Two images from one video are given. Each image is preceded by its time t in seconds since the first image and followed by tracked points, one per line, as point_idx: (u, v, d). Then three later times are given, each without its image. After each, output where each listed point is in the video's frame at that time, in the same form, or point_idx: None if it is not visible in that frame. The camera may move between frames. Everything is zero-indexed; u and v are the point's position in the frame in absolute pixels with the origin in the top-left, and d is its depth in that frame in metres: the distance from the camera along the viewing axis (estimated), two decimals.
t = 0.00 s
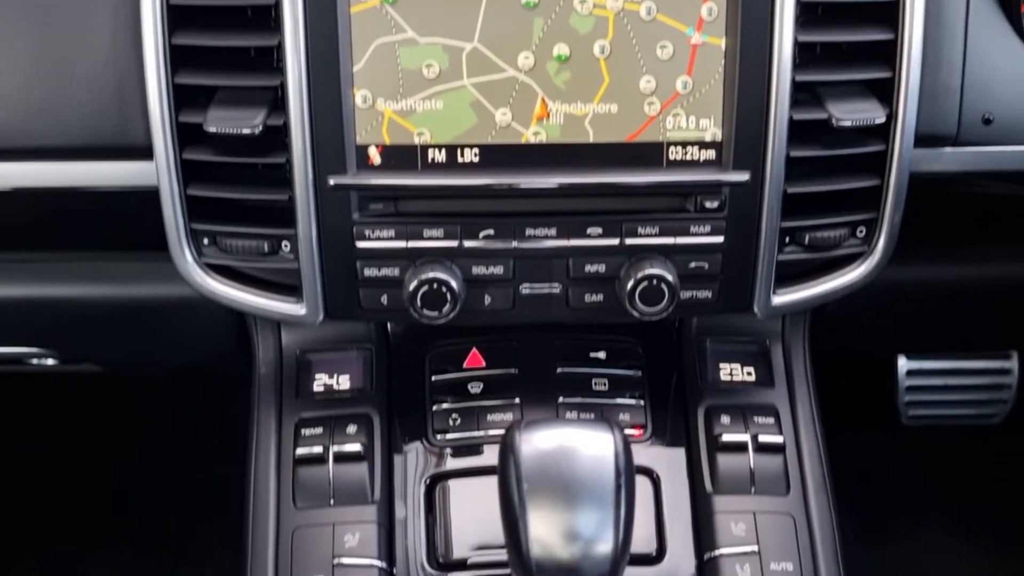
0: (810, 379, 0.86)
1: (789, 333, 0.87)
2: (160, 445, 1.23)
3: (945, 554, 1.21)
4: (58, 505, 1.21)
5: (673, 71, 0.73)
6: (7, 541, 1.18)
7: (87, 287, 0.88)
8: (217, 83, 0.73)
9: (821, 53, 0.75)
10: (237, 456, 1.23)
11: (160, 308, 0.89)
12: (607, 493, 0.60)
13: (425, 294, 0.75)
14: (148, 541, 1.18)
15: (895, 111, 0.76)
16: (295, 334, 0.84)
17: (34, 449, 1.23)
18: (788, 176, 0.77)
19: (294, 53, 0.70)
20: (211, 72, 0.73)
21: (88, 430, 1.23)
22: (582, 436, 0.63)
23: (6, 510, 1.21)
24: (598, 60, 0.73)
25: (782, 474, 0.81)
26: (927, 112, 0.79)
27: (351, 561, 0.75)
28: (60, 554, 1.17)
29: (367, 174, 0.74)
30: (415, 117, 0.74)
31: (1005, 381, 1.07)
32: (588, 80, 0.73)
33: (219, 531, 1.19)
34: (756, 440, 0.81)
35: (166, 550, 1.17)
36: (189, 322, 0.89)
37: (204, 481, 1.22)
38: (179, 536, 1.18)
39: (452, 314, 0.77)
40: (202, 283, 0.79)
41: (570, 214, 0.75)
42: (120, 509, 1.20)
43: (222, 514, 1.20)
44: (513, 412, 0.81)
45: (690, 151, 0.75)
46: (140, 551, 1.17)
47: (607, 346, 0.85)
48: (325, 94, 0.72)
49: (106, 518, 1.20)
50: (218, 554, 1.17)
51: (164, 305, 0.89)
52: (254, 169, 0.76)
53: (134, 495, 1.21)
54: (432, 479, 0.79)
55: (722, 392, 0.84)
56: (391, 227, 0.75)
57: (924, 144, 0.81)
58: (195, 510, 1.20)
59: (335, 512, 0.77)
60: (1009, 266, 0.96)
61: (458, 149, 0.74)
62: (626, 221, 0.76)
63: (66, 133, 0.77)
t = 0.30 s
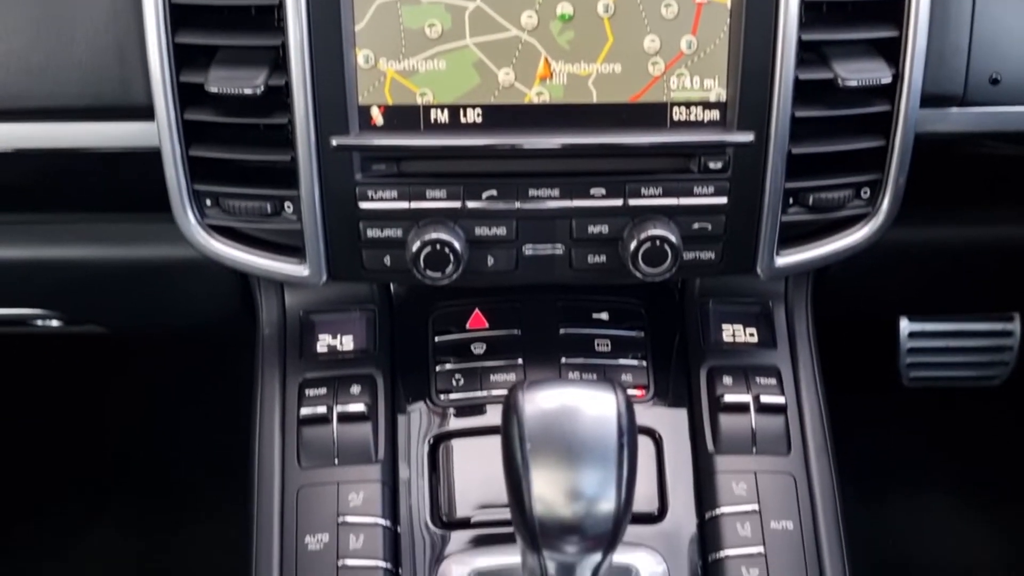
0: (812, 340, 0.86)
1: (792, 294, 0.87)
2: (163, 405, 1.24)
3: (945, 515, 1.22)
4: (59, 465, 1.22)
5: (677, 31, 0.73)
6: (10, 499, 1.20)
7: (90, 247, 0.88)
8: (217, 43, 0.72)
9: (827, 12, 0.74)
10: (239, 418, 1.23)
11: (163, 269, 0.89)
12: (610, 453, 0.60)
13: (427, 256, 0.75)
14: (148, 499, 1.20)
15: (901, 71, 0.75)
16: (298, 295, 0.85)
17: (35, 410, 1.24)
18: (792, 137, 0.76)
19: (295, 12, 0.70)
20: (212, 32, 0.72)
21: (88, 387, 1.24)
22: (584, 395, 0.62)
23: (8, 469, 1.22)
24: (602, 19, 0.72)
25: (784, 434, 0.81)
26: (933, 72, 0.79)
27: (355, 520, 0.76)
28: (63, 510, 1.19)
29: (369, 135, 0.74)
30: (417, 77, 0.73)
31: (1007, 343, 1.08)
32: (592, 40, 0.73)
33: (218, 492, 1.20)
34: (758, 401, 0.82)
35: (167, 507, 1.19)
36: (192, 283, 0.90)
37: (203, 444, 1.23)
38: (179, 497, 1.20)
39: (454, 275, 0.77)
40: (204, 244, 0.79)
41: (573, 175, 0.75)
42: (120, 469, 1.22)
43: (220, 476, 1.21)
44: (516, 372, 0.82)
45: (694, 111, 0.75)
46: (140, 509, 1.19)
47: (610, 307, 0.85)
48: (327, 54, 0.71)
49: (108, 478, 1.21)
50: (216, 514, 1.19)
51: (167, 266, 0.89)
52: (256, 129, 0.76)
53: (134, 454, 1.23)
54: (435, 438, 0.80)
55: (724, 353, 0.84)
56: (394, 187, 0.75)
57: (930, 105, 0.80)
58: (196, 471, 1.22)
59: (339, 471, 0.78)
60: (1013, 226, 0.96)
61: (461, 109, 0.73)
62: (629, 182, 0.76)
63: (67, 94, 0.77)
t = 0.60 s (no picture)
0: (808, 296, 0.87)
1: (789, 251, 0.87)
2: (162, 362, 1.25)
3: (939, 472, 1.23)
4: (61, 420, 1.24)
5: None
6: (14, 454, 1.23)
7: (88, 205, 0.88)
8: None
9: None
10: (238, 377, 1.24)
11: (162, 227, 0.90)
12: (604, 404, 0.60)
13: (424, 212, 0.76)
14: (148, 456, 1.22)
15: (899, 27, 0.75)
16: (297, 252, 0.85)
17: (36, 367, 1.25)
18: (790, 93, 0.76)
19: None
20: None
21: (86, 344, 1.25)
22: (579, 348, 0.63)
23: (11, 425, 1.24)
24: None
25: (779, 390, 0.82)
26: (932, 27, 0.79)
27: (354, 473, 0.77)
28: (66, 467, 1.22)
29: (366, 91, 0.74)
30: (414, 33, 0.73)
31: (1005, 304, 1.11)
32: None
33: (218, 448, 1.22)
34: (753, 356, 0.83)
35: (167, 464, 1.21)
36: (192, 241, 0.90)
37: (204, 402, 1.25)
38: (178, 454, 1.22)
39: (452, 231, 0.77)
40: (203, 200, 0.79)
41: (570, 130, 0.75)
42: (122, 426, 1.24)
43: (219, 433, 1.23)
44: (513, 328, 0.82)
45: (691, 67, 0.74)
46: (141, 465, 1.21)
47: (607, 264, 0.86)
48: (324, 9, 0.71)
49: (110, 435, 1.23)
50: (215, 471, 1.21)
51: (166, 223, 0.89)
52: (253, 86, 0.76)
53: (136, 411, 1.25)
54: (434, 392, 0.80)
55: (720, 310, 0.85)
56: (391, 143, 0.75)
57: (928, 60, 0.80)
58: (196, 429, 1.23)
59: (339, 425, 0.79)
60: (1011, 184, 0.96)
61: (457, 65, 0.73)
62: (626, 137, 0.76)
63: (63, 49, 0.77)
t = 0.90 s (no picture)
0: (805, 249, 0.88)
1: (786, 203, 0.88)
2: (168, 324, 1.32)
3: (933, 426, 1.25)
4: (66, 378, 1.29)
5: None
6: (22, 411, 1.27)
7: (88, 158, 0.88)
8: None
9: None
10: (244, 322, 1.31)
11: (165, 179, 0.90)
12: (599, 349, 0.61)
13: (422, 162, 0.76)
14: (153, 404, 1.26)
15: None
16: (298, 204, 0.86)
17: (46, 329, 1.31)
18: (788, 45, 0.76)
19: None
20: None
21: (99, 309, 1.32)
22: (575, 294, 0.64)
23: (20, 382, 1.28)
24: None
25: (774, 340, 0.83)
26: None
27: (355, 420, 0.78)
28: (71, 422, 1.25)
29: (365, 42, 0.74)
30: None
31: (1005, 262, 1.16)
32: None
33: (218, 403, 1.26)
34: (749, 307, 0.83)
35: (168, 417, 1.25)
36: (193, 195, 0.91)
37: (205, 360, 1.29)
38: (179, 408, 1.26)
39: (451, 181, 0.78)
40: (204, 152, 0.79)
41: (568, 80, 0.75)
42: (127, 383, 1.28)
43: (219, 389, 1.27)
44: (512, 280, 0.83)
45: (689, 18, 0.74)
46: (143, 420, 1.25)
47: (605, 217, 0.86)
48: None
49: (115, 393, 1.28)
50: (215, 424, 1.24)
51: (168, 176, 0.90)
52: (252, 37, 0.76)
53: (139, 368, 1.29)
54: (434, 342, 0.81)
55: (718, 262, 0.86)
56: (390, 94, 0.76)
57: (927, 12, 0.80)
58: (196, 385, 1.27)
59: (340, 374, 0.80)
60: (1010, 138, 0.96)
61: (455, 17, 0.73)
62: (624, 89, 0.76)
63: (62, 1, 0.77)
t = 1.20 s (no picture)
0: (799, 206, 0.89)
1: (782, 161, 0.89)
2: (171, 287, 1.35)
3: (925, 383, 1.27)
4: (72, 341, 1.33)
5: None
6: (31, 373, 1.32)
7: (93, 119, 0.89)
8: None
9: None
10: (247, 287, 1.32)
11: (168, 138, 0.91)
12: (596, 302, 0.63)
13: (423, 120, 0.77)
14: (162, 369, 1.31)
15: None
16: (300, 163, 0.87)
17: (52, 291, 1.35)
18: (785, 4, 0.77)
19: None
20: None
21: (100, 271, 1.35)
22: (573, 249, 0.65)
23: (28, 344, 1.33)
24: None
25: (768, 296, 0.84)
26: None
27: (358, 373, 0.80)
28: (79, 385, 1.31)
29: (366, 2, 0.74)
30: None
31: (1001, 223, 1.22)
32: None
33: (221, 367, 1.31)
34: (744, 264, 0.85)
35: (172, 381, 1.30)
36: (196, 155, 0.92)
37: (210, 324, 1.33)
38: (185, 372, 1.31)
39: (451, 139, 0.79)
40: (206, 111, 0.80)
41: (566, 40, 0.76)
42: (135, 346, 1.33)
43: (222, 352, 1.32)
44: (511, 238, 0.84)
45: None
46: (148, 383, 1.30)
47: (603, 175, 0.87)
48: None
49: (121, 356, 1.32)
50: (217, 389, 1.29)
51: (171, 137, 0.91)
52: None
53: (143, 332, 1.33)
54: (435, 298, 0.83)
55: (715, 220, 0.87)
56: (391, 54, 0.76)
57: None
58: (199, 349, 1.32)
59: (343, 329, 0.82)
60: (1006, 97, 0.97)
61: None
62: (621, 48, 0.77)
63: None
